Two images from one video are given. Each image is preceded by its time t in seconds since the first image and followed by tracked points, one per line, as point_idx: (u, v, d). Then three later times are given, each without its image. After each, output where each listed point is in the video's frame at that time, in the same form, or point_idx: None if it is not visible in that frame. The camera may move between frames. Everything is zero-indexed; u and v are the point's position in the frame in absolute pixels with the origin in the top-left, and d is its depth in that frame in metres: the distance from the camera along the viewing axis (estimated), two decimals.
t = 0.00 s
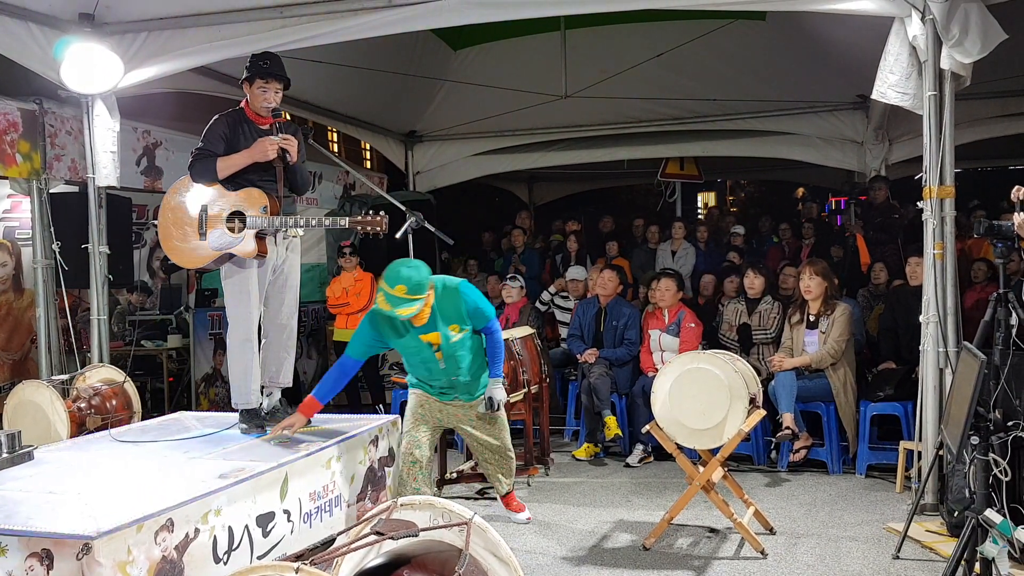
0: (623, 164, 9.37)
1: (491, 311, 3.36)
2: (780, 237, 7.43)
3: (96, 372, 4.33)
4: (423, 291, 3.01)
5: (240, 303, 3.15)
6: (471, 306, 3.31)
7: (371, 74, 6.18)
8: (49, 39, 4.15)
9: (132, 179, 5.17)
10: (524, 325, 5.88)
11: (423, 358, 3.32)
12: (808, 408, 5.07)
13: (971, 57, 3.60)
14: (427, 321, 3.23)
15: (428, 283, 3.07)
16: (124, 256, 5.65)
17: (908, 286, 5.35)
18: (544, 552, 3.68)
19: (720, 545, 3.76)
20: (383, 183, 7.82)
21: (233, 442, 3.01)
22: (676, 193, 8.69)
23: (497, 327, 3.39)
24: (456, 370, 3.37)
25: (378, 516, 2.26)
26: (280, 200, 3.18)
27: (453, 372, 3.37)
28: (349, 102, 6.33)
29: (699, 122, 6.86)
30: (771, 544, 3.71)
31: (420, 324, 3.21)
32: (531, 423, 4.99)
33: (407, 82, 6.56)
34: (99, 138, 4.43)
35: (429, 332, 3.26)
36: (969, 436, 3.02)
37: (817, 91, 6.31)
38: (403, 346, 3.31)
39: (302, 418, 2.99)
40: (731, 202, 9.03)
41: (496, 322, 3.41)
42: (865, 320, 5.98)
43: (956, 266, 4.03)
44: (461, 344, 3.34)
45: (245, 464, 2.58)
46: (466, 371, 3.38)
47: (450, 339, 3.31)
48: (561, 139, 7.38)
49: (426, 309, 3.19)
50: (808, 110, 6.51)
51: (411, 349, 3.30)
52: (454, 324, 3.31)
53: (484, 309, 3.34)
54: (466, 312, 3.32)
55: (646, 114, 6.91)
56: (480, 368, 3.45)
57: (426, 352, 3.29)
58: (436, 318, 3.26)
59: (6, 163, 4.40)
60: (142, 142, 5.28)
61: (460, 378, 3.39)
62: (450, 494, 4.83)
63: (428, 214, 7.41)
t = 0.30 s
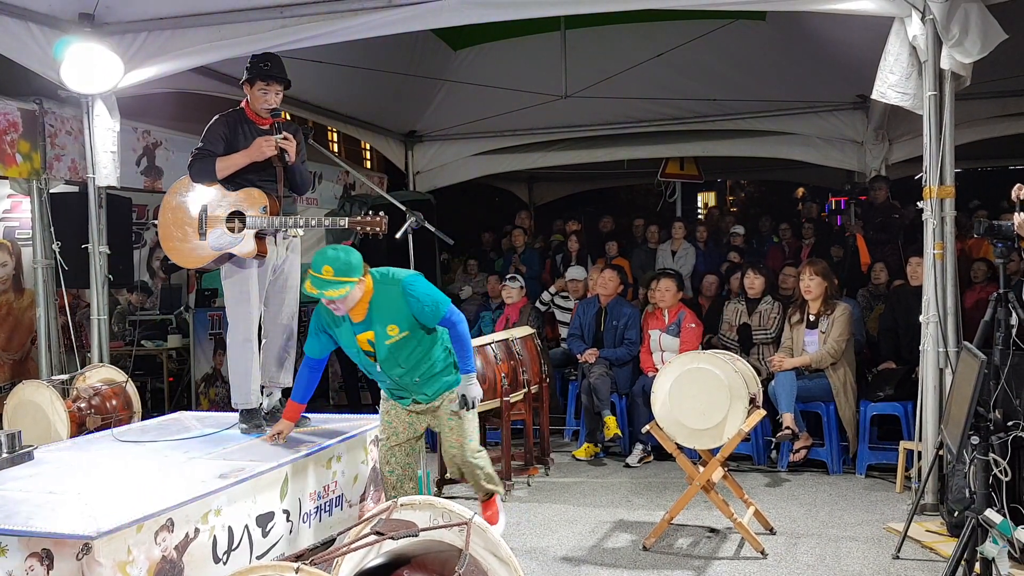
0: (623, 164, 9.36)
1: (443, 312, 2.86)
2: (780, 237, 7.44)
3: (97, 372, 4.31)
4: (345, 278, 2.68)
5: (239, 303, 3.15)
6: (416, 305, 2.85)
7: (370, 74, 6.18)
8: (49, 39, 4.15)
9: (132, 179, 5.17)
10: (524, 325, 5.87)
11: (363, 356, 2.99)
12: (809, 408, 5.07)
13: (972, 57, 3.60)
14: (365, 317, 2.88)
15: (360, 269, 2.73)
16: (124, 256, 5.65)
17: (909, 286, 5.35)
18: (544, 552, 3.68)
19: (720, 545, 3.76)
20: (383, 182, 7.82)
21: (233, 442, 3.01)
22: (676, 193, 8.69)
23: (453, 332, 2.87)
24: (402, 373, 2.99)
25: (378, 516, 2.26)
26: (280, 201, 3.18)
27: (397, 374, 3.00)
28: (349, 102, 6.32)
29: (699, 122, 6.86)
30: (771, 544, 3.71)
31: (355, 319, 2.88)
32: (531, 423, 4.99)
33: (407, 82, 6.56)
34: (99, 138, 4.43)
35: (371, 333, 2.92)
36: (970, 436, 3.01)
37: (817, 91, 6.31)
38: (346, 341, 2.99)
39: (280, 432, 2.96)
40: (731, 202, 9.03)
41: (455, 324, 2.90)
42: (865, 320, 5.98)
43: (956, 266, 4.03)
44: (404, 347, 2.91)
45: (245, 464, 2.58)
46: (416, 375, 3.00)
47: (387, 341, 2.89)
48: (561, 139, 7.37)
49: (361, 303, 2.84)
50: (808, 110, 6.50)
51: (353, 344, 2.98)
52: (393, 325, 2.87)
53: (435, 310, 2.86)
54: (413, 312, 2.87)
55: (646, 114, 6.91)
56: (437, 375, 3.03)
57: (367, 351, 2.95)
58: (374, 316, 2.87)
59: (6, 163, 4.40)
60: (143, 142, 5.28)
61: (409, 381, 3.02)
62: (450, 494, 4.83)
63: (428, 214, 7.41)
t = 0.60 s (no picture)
0: (623, 163, 9.36)
1: (411, 307, 2.57)
2: (780, 237, 7.43)
3: (96, 372, 4.32)
4: (305, 245, 2.50)
5: (241, 303, 3.18)
6: (382, 296, 2.58)
7: (370, 74, 6.17)
8: (49, 38, 4.15)
9: (132, 179, 5.17)
10: (525, 325, 5.88)
11: (324, 353, 2.70)
12: (808, 408, 5.07)
13: (972, 57, 3.60)
14: (327, 305, 2.63)
15: (324, 242, 2.54)
16: (124, 255, 5.65)
17: (908, 286, 5.36)
18: (544, 552, 3.68)
19: (720, 545, 3.76)
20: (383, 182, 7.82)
21: (234, 442, 3.01)
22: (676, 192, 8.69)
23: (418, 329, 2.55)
24: (361, 376, 2.65)
25: (378, 515, 2.25)
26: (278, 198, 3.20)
27: (355, 378, 2.67)
28: (348, 102, 6.32)
29: (699, 122, 6.86)
30: (771, 544, 3.70)
31: (317, 306, 2.64)
32: (531, 422, 4.99)
33: (408, 82, 6.56)
34: (99, 138, 4.43)
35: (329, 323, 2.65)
36: (969, 436, 3.00)
37: (817, 91, 6.31)
38: (311, 336, 2.72)
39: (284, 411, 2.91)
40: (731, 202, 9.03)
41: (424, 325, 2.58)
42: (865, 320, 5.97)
43: (955, 266, 4.03)
44: (361, 345, 2.60)
45: (244, 464, 2.58)
46: (373, 384, 2.66)
47: (346, 335, 2.60)
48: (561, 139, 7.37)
49: (325, 287, 2.61)
50: (807, 110, 6.50)
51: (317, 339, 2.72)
52: (353, 317, 2.59)
53: (403, 305, 2.57)
54: (377, 305, 2.58)
55: (646, 114, 6.91)
56: (398, 387, 2.66)
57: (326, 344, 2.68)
58: (336, 304, 2.61)
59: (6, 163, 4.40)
60: (142, 142, 5.28)
61: (367, 389, 2.67)
62: (450, 494, 4.84)
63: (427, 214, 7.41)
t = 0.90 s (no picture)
0: (623, 163, 9.36)
1: (353, 303, 2.36)
2: (780, 237, 7.44)
3: (96, 372, 4.33)
4: (245, 213, 2.34)
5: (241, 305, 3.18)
6: (329, 282, 2.38)
7: (370, 74, 6.17)
8: (49, 38, 4.14)
9: (132, 179, 5.17)
10: (525, 325, 5.88)
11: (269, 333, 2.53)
12: (808, 408, 5.07)
13: (972, 57, 3.60)
14: (275, 280, 2.46)
15: (270, 211, 2.38)
16: (123, 255, 5.64)
17: (908, 286, 5.36)
18: (545, 552, 3.68)
19: (720, 545, 3.75)
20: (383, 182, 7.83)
21: (234, 442, 3.01)
22: (676, 192, 8.68)
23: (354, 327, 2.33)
24: (294, 369, 2.46)
25: (378, 515, 2.25)
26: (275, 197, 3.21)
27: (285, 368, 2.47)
28: (348, 102, 6.32)
29: (700, 122, 6.85)
30: (771, 544, 3.70)
31: (266, 281, 2.47)
32: (530, 422, 4.99)
33: (408, 82, 6.56)
34: (98, 138, 4.42)
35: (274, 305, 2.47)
36: (969, 436, 3.00)
37: (817, 91, 6.31)
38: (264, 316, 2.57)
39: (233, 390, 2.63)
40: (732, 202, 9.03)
41: (362, 324, 2.35)
42: (866, 320, 5.98)
43: (956, 266, 4.03)
44: (298, 332, 2.41)
45: (245, 464, 2.58)
46: (304, 382, 2.46)
47: (287, 316, 2.43)
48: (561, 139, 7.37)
49: (274, 259, 2.43)
50: (807, 110, 6.51)
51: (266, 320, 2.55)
52: (296, 301, 2.41)
53: (347, 298, 2.37)
54: (321, 293, 2.39)
55: (646, 114, 6.91)
56: (328, 391, 2.44)
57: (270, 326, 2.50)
58: (284, 282, 2.44)
59: (7, 163, 4.39)
60: (142, 142, 5.28)
61: (296, 384, 2.47)
62: (450, 494, 4.84)
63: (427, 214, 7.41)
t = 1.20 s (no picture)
0: (623, 164, 9.36)
1: (250, 307, 1.97)
2: (780, 237, 7.44)
3: (96, 371, 4.33)
4: (165, 199, 2.01)
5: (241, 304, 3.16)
6: (244, 283, 2.02)
7: (370, 74, 6.17)
8: (49, 38, 4.14)
9: (132, 179, 5.17)
10: (525, 325, 5.88)
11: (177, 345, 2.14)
12: (809, 408, 5.07)
13: (972, 57, 3.60)
14: (191, 283, 2.10)
15: (192, 201, 2.04)
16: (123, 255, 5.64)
17: (908, 286, 5.37)
18: (545, 552, 3.68)
19: (719, 545, 3.76)
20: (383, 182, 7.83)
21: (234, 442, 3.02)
22: (676, 192, 8.68)
23: (240, 335, 1.94)
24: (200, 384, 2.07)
25: (378, 516, 2.25)
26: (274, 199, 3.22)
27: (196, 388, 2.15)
28: (348, 102, 6.32)
29: (700, 122, 6.85)
30: (771, 544, 3.70)
31: (179, 285, 2.11)
32: (530, 422, 4.99)
33: (408, 82, 6.55)
34: (98, 138, 4.42)
35: (184, 311, 2.09)
36: (969, 436, 3.00)
37: (817, 90, 6.31)
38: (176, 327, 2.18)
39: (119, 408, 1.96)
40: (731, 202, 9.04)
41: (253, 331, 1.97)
42: (866, 319, 5.97)
43: (955, 266, 4.03)
44: (205, 341, 2.04)
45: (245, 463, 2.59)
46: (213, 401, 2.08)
47: (198, 322, 2.06)
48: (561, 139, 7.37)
49: (192, 260, 2.08)
50: (807, 110, 6.51)
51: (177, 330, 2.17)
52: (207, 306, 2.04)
53: (253, 301, 2.00)
54: (225, 297, 2.02)
55: (645, 114, 6.91)
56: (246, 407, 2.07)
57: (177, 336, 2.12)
58: (198, 286, 2.07)
59: (7, 163, 4.39)
60: (142, 142, 5.28)
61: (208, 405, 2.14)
62: (450, 494, 4.84)
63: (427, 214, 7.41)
